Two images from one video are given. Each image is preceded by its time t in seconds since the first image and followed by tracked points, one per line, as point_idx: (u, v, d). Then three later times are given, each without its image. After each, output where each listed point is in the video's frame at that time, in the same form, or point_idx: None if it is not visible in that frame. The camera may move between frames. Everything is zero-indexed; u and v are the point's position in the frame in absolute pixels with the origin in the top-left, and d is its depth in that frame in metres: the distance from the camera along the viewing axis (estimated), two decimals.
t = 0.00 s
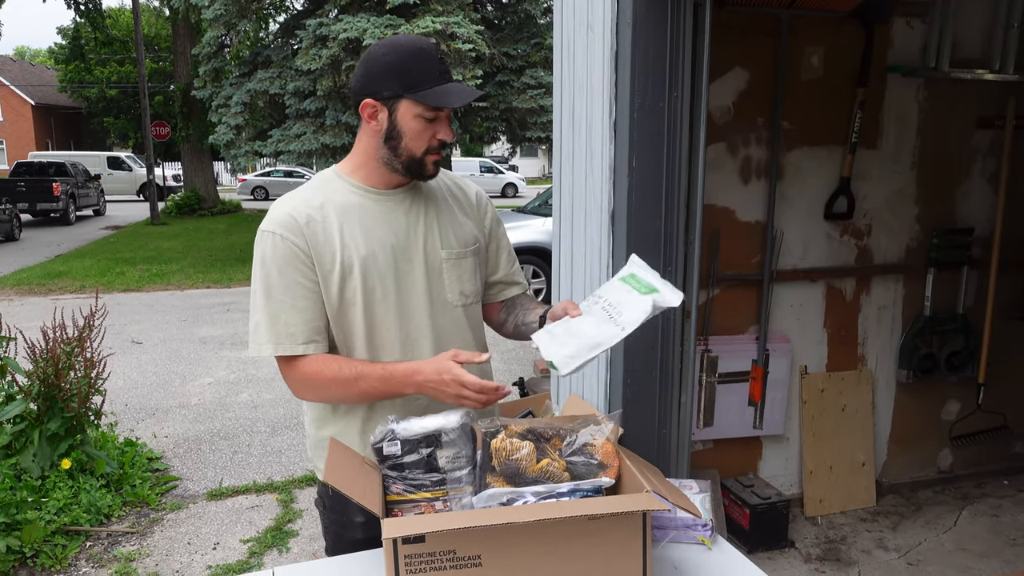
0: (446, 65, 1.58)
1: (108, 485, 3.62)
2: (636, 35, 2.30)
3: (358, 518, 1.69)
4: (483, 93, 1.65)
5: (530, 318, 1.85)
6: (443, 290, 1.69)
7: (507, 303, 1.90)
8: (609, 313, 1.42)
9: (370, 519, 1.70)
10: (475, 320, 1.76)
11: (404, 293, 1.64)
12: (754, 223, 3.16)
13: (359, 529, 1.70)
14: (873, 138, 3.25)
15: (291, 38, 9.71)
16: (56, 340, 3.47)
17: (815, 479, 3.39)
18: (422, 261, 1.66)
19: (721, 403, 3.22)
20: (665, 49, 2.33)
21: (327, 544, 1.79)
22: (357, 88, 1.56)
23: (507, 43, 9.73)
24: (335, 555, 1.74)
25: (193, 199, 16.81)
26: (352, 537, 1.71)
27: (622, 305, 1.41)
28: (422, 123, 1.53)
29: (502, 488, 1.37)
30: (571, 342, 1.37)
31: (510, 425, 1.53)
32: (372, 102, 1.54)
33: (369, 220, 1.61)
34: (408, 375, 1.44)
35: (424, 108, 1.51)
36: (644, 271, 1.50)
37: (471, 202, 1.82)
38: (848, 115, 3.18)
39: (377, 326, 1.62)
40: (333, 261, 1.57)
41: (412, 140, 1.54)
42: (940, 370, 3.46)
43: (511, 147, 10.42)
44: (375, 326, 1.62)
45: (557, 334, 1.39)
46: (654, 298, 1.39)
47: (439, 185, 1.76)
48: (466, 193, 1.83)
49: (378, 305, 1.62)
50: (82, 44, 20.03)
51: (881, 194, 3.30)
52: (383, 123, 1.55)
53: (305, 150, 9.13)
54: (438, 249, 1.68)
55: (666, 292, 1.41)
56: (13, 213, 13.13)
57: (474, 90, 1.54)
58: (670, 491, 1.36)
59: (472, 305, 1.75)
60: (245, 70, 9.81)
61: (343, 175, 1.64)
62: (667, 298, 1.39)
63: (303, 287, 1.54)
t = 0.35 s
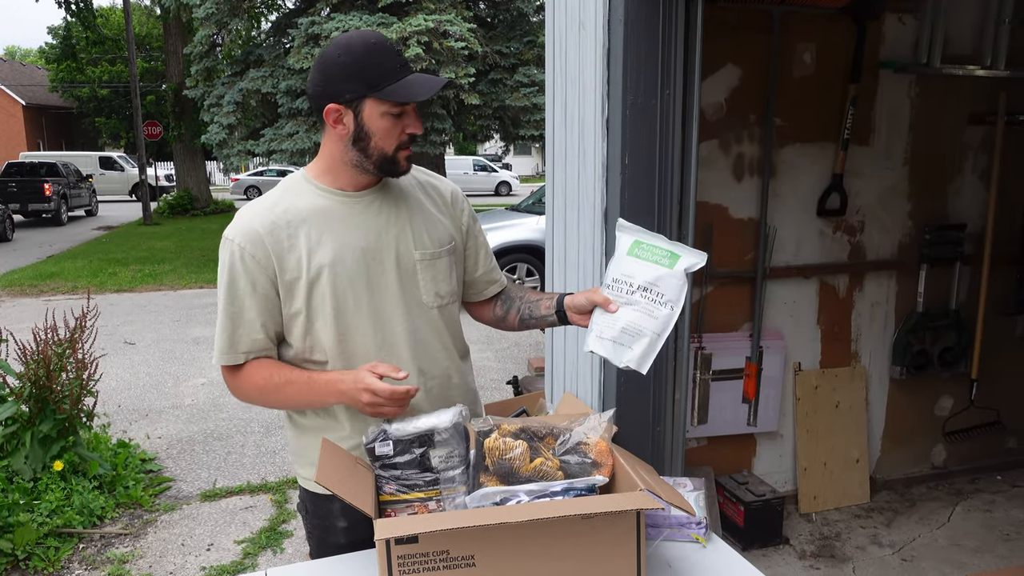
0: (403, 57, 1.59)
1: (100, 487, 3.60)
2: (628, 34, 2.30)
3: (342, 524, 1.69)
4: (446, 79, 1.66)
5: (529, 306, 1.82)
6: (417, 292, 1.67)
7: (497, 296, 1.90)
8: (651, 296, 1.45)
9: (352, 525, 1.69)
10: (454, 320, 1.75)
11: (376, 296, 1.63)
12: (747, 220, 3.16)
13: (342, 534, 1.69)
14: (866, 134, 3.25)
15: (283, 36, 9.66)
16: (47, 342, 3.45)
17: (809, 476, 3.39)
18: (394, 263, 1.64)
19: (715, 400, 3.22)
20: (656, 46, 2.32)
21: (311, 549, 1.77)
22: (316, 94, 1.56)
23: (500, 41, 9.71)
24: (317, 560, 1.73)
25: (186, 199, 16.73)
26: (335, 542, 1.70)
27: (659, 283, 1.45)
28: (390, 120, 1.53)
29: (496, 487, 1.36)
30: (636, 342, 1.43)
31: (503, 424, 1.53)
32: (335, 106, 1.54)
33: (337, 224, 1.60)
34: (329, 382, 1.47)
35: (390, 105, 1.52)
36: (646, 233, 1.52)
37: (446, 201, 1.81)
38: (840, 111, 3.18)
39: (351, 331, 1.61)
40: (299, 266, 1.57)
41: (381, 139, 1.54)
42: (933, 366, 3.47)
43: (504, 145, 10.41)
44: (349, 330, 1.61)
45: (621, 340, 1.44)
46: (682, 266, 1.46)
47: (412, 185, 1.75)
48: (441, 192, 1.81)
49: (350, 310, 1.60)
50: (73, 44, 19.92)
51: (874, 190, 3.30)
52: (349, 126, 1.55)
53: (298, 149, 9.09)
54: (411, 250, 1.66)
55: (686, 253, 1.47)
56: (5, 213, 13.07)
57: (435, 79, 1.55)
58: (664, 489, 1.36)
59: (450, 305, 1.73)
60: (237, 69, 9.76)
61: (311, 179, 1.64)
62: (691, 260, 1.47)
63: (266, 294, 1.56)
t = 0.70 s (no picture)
0: (387, 57, 1.58)
1: (100, 486, 3.60)
2: (626, 33, 2.29)
3: (339, 523, 1.69)
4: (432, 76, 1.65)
5: (524, 300, 1.82)
6: (410, 290, 1.67)
7: (493, 292, 1.90)
8: (647, 283, 1.45)
9: (348, 524, 1.69)
10: (448, 318, 1.74)
11: (368, 296, 1.62)
12: (747, 219, 3.15)
13: (338, 534, 1.70)
14: (866, 133, 3.25)
15: (283, 35, 9.64)
16: (46, 341, 3.44)
17: (809, 475, 3.39)
18: (385, 262, 1.63)
19: (715, 400, 3.22)
20: (656, 44, 2.32)
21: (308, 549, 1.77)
22: (301, 96, 1.55)
23: (501, 40, 9.69)
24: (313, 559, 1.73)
25: (186, 198, 16.72)
26: (331, 541, 1.70)
27: (655, 270, 1.44)
28: (377, 121, 1.53)
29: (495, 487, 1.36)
30: (635, 329, 1.43)
31: (502, 423, 1.52)
32: (321, 109, 1.54)
33: (327, 224, 1.60)
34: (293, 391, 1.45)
35: (376, 105, 1.51)
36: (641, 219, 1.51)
37: (437, 198, 1.80)
38: (841, 110, 3.17)
39: (343, 332, 1.61)
40: (289, 268, 1.57)
41: (369, 140, 1.54)
42: (933, 366, 3.47)
43: (504, 144, 10.41)
44: (341, 331, 1.61)
45: (619, 328, 1.44)
46: (677, 251, 1.45)
47: (402, 184, 1.74)
48: (432, 190, 1.81)
49: (342, 310, 1.60)
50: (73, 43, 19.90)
51: (874, 189, 3.30)
52: (336, 128, 1.55)
53: (298, 148, 9.08)
54: (403, 248, 1.66)
55: (680, 237, 1.46)
56: (6, 212, 13.08)
57: (420, 79, 1.55)
58: (663, 489, 1.35)
59: (443, 303, 1.73)
60: (238, 68, 9.75)
61: (299, 181, 1.63)
62: (685, 245, 1.46)
63: (256, 297, 1.56)
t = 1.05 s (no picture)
0: (381, 53, 1.58)
1: (98, 482, 3.60)
2: (625, 29, 2.28)
3: (336, 521, 1.68)
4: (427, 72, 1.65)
5: (523, 294, 1.81)
6: (408, 286, 1.66)
7: (492, 287, 1.89)
8: (642, 277, 1.44)
9: (345, 521, 1.68)
10: (445, 313, 1.74)
11: (365, 292, 1.62)
12: (747, 216, 3.14)
13: (336, 530, 1.69)
14: (867, 130, 3.24)
15: (283, 31, 9.58)
16: (45, 336, 3.44)
17: (808, 473, 3.39)
18: (382, 258, 1.63)
19: (714, 397, 3.21)
20: (656, 41, 2.31)
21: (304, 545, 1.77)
22: (294, 93, 1.54)
23: (501, 37, 9.68)
24: (311, 555, 1.72)
25: (186, 194, 16.71)
26: (329, 538, 1.70)
27: (650, 263, 1.43)
28: (371, 117, 1.52)
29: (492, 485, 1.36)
30: (629, 322, 1.43)
31: (500, 421, 1.52)
32: (315, 105, 1.53)
33: (323, 220, 1.59)
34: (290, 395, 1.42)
35: (370, 101, 1.51)
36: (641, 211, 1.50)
37: (434, 193, 1.80)
38: (841, 107, 3.16)
39: (340, 328, 1.61)
40: (285, 264, 1.56)
41: (363, 136, 1.53)
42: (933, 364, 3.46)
43: (505, 141, 10.40)
44: (339, 328, 1.61)
45: (613, 322, 1.44)
46: (673, 244, 1.43)
47: (399, 180, 1.73)
48: (429, 185, 1.80)
49: (339, 306, 1.59)
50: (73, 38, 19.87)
51: (875, 186, 3.29)
52: (330, 124, 1.54)
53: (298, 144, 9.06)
54: (400, 244, 1.65)
55: (677, 231, 1.44)
56: (6, 207, 13.08)
57: (415, 75, 1.54)
58: (661, 487, 1.35)
59: (441, 299, 1.72)
60: (237, 64, 9.73)
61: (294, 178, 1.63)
62: (682, 238, 1.43)
63: (252, 295, 1.56)
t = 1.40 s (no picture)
0: (395, 52, 1.58)
1: (95, 481, 3.59)
2: (625, 30, 2.29)
3: (336, 520, 1.68)
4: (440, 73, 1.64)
5: (530, 296, 1.80)
6: (412, 287, 1.66)
7: (496, 290, 1.88)
8: (633, 272, 1.44)
9: (346, 521, 1.68)
10: (449, 316, 1.73)
11: (369, 292, 1.62)
12: (745, 218, 3.14)
13: (337, 530, 1.69)
14: (865, 133, 3.24)
15: (282, 31, 9.56)
16: (42, 336, 3.43)
17: (806, 475, 3.39)
18: (388, 259, 1.63)
19: (712, 399, 3.21)
20: (655, 43, 2.31)
21: (306, 545, 1.76)
22: (308, 90, 1.54)
23: (500, 37, 9.68)
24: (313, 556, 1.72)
25: (184, 194, 16.69)
26: (330, 537, 1.69)
27: (642, 259, 1.43)
28: (383, 115, 1.52)
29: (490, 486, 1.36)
30: (613, 316, 1.40)
31: (498, 422, 1.52)
32: (327, 102, 1.52)
33: (329, 219, 1.59)
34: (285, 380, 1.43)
35: (383, 100, 1.51)
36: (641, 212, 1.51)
37: (441, 196, 1.80)
38: (840, 109, 3.17)
39: (344, 327, 1.61)
40: (290, 262, 1.56)
41: (374, 134, 1.53)
42: (930, 366, 3.47)
43: (503, 142, 10.40)
44: (342, 327, 1.60)
45: (596, 314, 1.43)
46: (666, 241, 1.43)
47: (406, 181, 1.73)
48: (436, 188, 1.80)
49: (343, 305, 1.59)
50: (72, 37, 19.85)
51: (873, 189, 3.29)
52: (342, 121, 1.53)
53: (296, 144, 9.05)
54: (405, 245, 1.65)
55: (674, 230, 1.44)
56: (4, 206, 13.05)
57: (428, 75, 1.54)
58: (659, 488, 1.34)
59: (444, 301, 1.72)
60: (236, 63, 9.72)
61: (303, 175, 1.63)
62: (677, 237, 1.43)
63: (257, 291, 1.55)
